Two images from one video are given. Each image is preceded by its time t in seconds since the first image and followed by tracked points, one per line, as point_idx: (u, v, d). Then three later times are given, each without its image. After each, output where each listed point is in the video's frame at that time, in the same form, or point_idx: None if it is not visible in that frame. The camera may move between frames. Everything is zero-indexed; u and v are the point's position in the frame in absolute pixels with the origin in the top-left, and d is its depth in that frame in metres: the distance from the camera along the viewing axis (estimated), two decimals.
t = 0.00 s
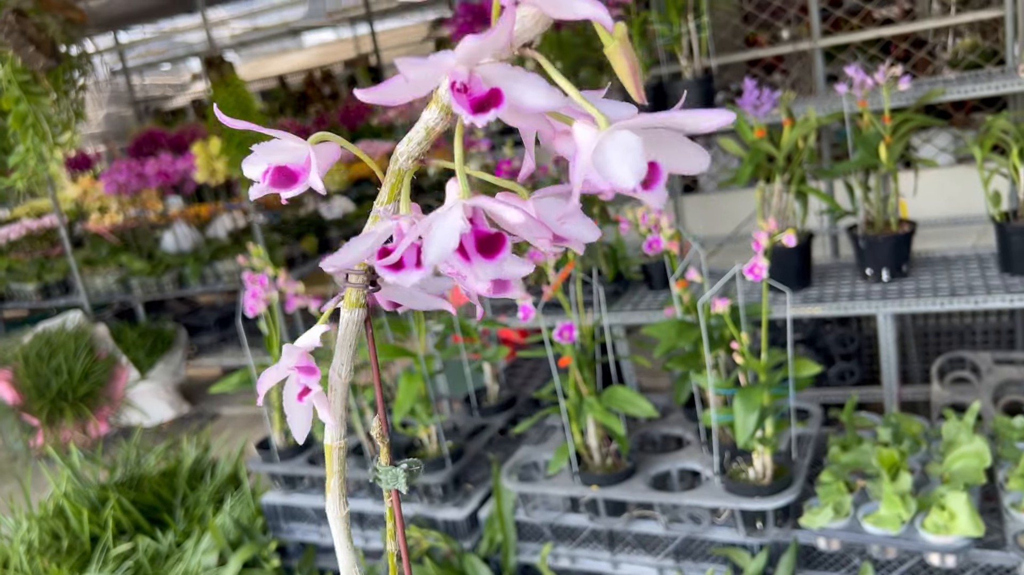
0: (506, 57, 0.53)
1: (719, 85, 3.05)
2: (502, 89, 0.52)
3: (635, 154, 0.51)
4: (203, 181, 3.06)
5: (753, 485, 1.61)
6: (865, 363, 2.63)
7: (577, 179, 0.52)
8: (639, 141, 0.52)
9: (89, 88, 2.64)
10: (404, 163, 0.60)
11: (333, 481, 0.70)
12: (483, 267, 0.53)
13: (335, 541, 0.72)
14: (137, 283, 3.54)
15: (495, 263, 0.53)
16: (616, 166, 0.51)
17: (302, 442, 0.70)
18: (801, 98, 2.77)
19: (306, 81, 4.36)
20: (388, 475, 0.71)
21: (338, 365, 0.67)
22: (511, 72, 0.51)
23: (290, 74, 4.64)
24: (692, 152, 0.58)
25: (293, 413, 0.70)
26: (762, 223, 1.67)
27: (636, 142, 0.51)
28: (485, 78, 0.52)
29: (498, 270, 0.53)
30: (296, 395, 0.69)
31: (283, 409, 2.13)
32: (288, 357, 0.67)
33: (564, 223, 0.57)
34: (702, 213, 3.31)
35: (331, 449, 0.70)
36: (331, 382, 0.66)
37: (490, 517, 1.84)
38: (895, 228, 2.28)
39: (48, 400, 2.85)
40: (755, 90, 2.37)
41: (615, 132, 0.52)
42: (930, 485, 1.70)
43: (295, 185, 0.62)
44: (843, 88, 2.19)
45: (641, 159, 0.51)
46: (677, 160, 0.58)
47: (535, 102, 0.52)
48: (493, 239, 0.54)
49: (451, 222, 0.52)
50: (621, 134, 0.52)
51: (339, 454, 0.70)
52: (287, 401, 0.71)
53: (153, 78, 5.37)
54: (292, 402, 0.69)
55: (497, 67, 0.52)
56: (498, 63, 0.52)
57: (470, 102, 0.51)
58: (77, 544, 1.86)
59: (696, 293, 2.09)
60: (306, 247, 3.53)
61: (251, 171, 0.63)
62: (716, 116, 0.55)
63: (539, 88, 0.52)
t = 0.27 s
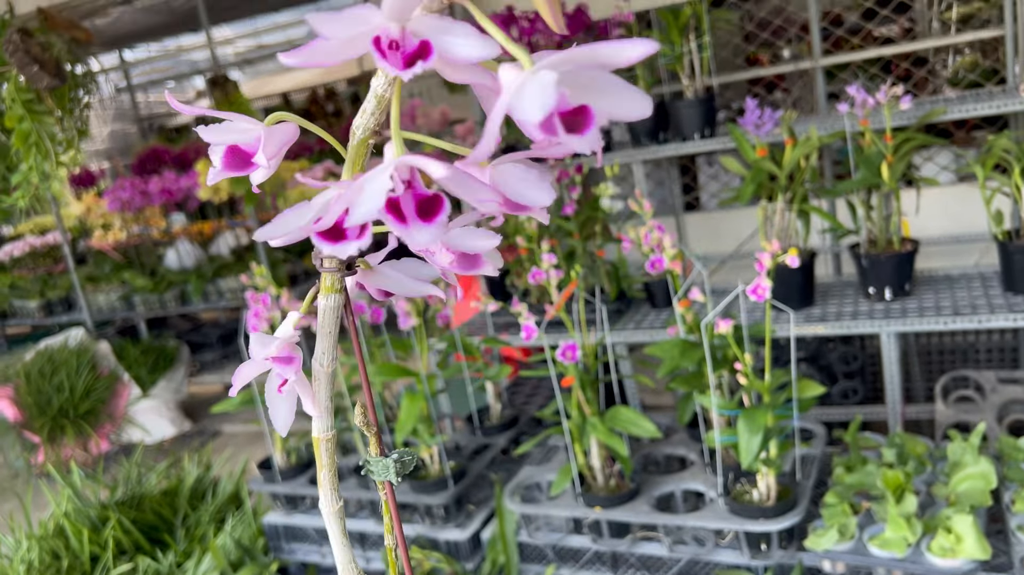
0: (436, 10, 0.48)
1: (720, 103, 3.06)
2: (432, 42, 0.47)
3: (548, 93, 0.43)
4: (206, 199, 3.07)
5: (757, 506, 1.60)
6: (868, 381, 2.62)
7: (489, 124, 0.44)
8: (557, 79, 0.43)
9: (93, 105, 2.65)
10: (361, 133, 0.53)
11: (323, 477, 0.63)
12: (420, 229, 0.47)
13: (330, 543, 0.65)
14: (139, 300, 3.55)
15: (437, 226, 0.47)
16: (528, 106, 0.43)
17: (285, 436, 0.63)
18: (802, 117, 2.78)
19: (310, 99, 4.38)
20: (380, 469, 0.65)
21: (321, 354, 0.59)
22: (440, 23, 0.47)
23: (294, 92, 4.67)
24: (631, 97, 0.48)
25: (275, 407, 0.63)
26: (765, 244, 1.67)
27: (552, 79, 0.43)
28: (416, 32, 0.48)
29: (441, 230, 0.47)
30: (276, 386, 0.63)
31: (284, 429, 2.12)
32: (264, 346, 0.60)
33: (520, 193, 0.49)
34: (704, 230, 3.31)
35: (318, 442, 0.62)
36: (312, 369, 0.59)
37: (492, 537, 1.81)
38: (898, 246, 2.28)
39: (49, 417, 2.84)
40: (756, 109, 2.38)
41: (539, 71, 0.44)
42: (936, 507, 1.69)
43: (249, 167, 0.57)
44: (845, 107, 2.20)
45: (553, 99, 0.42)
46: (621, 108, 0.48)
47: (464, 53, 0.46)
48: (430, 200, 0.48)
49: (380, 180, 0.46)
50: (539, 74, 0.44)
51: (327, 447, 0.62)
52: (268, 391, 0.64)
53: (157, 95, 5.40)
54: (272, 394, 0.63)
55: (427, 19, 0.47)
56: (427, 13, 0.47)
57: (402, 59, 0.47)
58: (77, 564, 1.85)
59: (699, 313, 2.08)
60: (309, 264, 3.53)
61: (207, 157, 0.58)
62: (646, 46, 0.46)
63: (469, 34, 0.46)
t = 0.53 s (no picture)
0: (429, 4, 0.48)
1: (722, 122, 3.07)
2: (418, 34, 0.47)
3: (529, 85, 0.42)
4: (209, 217, 3.07)
5: (761, 530, 1.58)
6: (872, 401, 2.61)
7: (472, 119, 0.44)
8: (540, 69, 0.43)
9: (96, 123, 2.66)
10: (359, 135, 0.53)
11: (332, 491, 0.61)
12: (408, 240, 0.45)
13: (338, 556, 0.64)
14: (141, 318, 3.54)
15: (423, 236, 0.45)
16: (508, 100, 0.42)
17: (291, 448, 0.62)
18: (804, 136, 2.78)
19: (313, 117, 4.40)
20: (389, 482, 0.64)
21: (326, 364, 0.58)
22: (430, 14, 0.46)
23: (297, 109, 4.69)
24: (631, 89, 0.48)
25: (280, 418, 0.62)
26: (768, 265, 1.67)
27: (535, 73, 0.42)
28: (402, 25, 0.47)
29: (429, 240, 0.45)
30: (282, 398, 0.62)
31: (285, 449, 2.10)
32: (267, 357, 0.60)
33: (523, 192, 0.50)
34: (706, 249, 3.30)
35: (326, 455, 0.61)
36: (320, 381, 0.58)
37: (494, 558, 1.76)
38: (901, 266, 2.27)
39: (49, 435, 2.83)
40: (759, 129, 2.39)
41: (524, 63, 0.43)
42: (942, 531, 1.67)
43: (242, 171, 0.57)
44: (847, 126, 2.20)
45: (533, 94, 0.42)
46: (621, 100, 0.48)
47: (455, 45, 0.46)
48: (419, 210, 0.47)
49: (361, 185, 0.45)
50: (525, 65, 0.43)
51: (336, 460, 0.61)
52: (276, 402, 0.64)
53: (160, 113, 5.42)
54: (278, 405, 0.62)
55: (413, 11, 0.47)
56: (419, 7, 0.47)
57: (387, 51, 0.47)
58: None
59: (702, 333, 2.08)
60: (311, 281, 3.53)
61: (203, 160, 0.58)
62: (643, 36, 0.45)
63: (458, 25, 0.46)
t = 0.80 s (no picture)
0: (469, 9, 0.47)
1: (725, 135, 3.07)
2: (464, 43, 0.45)
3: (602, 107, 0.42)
4: (210, 228, 3.07)
5: (765, 546, 1.57)
6: (876, 415, 2.59)
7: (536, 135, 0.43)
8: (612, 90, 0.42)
9: (99, 134, 2.66)
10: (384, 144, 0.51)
11: (340, 506, 0.60)
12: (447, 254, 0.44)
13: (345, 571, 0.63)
14: (142, 330, 3.54)
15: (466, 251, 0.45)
16: (577, 122, 0.42)
17: (300, 464, 0.61)
18: (808, 148, 2.78)
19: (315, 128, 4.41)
20: (401, 499, 0.63)
21: (338, 378, 0.57)
22: (475, 21, 0.45)
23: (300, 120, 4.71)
24: (690, 104, 0.47)
25: (290, 433, 0.61)
26: (771, 278, 1.66)
27: (605, 92, 0.42)
28: (446, 32, 0.46)
29: (468, 255, 0.45)
30: (292, 412, 0.61)
31: (285, 462, 2.09)
32: (278, 370, 0.58)
33: (554, 208, 0.47)
34: (708, 262, 3.29)
35: (335, 471, 0.60)
36: (330, 396, 0.57)
37: None
38: (905, 279, 2.26)
39: (49, 447, 2.82)
40: (762, 141, 2.39)
41: (587, 79, 0.43)
42: (948, 547, 1.66)
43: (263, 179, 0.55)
44: (850, 139, 2.19)
45: (608, 116, 0.42)
46: (681, 117, 0.47)
47: (502, 55, 0.44)
48: (459, 222, 0.46)
49: (403, 200, 0.44)
50: (592, 83, 0.43)
51: (345, 476, 0.60)
52: (284, 416, 0.62)
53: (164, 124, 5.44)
54: (287, 419, 0.61)
55: (459, 18, 0.45)
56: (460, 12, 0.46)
57: (432, 61, 0.45)
58: None
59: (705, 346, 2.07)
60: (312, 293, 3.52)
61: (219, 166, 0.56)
62: (713, 52, 0.45)
63: (506, 33, 0.44)
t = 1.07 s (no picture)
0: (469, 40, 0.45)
1: (727, 143, 3.08)
2: (465, 74, 0.43)
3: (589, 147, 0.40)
4: (213, 235, 3.07)
5: (768, 555, 1.56)
6: (880, 424, 2.58)
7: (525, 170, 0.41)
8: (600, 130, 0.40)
9: (102, 140, 2.65)
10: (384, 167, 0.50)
11: (336, 523, 0.60)
12: (444, 282, 0.43)
13: None
14: (144, 336, 3.53)
15: (463, 278, 0.43)
16: (563, 160, 0.40)
17: (296, 481, 0.60)
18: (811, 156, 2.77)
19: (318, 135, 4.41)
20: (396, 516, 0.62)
21: (336, 397, 0.56)
22: (475, 52, 0.43)
23: (303, 127, 4.72)
24: (679, 145, 0.45)
25: (287, 447, 0.60)
26: (774, 286, 1.65)
27: (594, 131, 0.40)
28: (446, 62, 0.43)
29: (466, 284, 0.43)
30: (288, 428, 0.60)
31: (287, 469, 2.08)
32: (275, 387, 0.57)
33: (553, 234, 0.46)
34: (711, 270, 3.28)
35: (332, 487, 0.60)
36: (329, 413, 0.56)
37: None
38: (909, 287, 2.25)
39: (50, 453, 2.81)
40: (765, 149, 2.39)
41: (576, 118, 0.41)
42: (952, 557, 1.64)
43: (265, 199, 0.54)
44: (853, 147, 2.19)
45: (592, 158, 0.40)
46: (675, 159, 0.45)
47: (499, 89, 0.43)
48: (455, 251, 0.45)
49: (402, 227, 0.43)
50: (583, 122, 0.41)
51: (340, 492, 0.60)
52: (278, 431, 0.61)
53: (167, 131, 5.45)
54: (283, 436, 0.60)
55: (459, 49, 0.43)
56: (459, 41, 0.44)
57: (431, 92, 0.43)
58: None
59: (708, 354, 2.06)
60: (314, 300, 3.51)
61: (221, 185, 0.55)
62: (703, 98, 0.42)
63: (504, 66, 0.42)
